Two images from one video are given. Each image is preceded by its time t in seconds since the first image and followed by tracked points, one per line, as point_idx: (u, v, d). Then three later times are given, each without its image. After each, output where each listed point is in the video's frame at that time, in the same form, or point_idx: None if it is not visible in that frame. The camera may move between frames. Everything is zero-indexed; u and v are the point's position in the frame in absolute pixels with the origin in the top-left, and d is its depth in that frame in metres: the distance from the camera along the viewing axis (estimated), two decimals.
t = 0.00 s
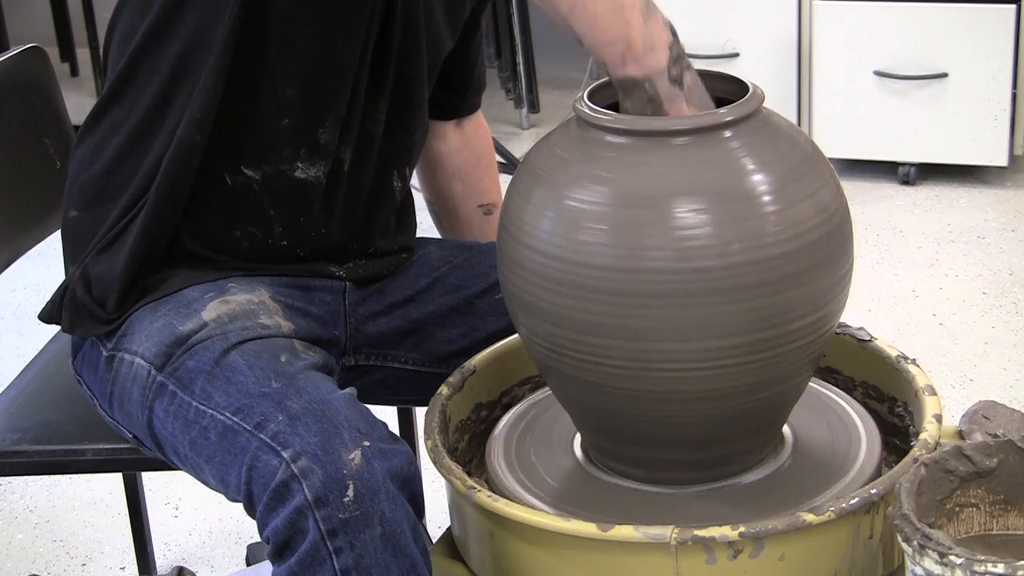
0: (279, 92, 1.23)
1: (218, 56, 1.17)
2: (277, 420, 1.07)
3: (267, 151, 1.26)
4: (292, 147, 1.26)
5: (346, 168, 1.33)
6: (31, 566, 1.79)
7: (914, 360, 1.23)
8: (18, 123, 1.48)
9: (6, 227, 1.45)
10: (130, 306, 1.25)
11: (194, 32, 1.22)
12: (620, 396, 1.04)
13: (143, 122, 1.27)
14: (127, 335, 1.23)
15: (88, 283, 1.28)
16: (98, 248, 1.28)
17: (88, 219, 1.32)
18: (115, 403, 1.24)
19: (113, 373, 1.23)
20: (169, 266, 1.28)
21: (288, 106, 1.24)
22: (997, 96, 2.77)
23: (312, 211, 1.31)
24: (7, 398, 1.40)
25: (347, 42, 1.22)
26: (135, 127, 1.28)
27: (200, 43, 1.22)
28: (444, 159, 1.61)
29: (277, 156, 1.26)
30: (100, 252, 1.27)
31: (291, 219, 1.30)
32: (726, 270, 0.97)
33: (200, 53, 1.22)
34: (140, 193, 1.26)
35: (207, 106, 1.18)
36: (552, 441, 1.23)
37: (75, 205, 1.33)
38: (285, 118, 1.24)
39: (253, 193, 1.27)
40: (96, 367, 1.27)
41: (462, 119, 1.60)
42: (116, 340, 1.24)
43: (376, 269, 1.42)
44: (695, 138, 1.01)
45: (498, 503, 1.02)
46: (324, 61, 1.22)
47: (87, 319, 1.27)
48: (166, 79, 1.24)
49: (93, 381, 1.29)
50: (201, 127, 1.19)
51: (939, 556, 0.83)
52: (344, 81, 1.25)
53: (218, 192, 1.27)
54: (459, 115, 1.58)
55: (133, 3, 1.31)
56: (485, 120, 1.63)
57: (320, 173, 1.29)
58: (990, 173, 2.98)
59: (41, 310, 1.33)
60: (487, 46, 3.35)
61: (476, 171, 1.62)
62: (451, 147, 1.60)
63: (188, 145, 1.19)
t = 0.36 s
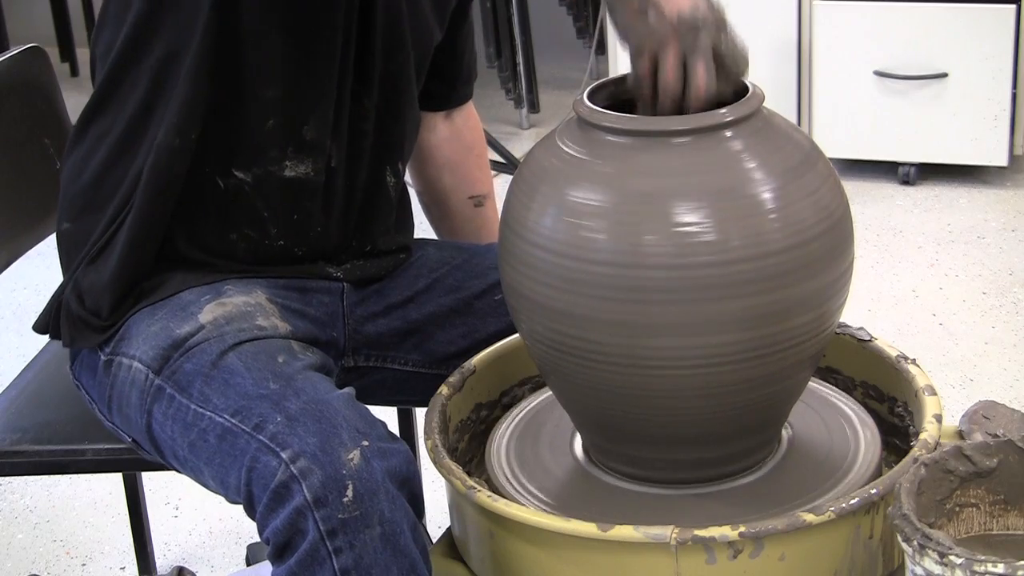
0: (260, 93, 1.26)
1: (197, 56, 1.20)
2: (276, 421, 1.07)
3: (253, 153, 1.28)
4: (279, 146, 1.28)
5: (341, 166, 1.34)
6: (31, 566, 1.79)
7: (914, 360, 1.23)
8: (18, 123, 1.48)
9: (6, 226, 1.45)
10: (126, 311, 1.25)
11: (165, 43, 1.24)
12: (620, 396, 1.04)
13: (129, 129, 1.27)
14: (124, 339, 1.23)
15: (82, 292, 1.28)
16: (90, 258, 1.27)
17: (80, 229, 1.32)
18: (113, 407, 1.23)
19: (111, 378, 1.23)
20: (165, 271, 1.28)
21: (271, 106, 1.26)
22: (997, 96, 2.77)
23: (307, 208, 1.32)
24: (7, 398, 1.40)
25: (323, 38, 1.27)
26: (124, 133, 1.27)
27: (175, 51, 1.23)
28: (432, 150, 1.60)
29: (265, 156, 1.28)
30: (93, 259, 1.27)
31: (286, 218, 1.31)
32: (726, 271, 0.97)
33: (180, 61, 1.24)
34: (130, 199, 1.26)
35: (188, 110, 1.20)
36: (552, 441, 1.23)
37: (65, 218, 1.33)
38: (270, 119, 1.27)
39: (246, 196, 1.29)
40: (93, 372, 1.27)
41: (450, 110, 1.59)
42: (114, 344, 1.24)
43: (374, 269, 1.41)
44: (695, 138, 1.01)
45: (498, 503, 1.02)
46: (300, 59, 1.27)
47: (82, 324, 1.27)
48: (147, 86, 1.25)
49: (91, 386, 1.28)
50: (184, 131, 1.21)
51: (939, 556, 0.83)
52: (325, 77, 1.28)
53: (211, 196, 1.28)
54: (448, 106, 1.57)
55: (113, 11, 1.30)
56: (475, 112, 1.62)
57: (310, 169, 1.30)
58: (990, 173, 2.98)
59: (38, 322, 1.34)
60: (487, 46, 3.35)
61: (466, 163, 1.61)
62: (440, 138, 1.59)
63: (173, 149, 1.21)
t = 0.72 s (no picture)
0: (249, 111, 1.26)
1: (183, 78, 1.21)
2: (276, 421, 1.07)
3: (246, 169, 1.28)
4: (273, 163, 1.29)
5: (339, 178, 1.34)
6: (31, 566, 1.79)
7: (914, 360, 1.23)
8: (17, 123, 1.48)
9: (6, 227, 1.45)
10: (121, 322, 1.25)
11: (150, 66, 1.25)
12: (620, 396, 1.04)
13: (119, 148, 1.28)
14: (123, 343, 1.23)
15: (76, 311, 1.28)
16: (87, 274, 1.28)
17: (76, 245, 1.32)
18: (111, 412, 1.23)
19: (110, 382, 1.23)
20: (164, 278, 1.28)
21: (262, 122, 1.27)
22: (997, 96, 2.77)
23: (305, 220, 1.32)
24: (7, 398, 1.40)
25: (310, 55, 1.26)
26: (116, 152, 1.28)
27: (162, 71, 1.24)
28: (430, 143, 1.60)
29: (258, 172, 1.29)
30: (88, 279, 1.27)
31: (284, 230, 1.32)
32: (726, 271, 0.97)
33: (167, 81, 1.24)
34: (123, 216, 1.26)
35: (178, 133, 1.21)
36: (552, 440, 1.23)
37: (59, 234, 1.33)
38: (261, 137, 1.28)
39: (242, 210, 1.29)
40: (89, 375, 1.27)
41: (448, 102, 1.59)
42: (113, 348, 1.24)
43: (374, 271, 1.41)
44: (695, 137, 1.01)
45: (499, 503, 1.02)
46: (287, 76, 1.26)
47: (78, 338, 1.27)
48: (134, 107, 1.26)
49: (89, 391, 1.28)
50: (174, 153, 1.22)
51: (939, 556, 0.83)
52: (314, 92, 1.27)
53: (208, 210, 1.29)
54: (446, 98, 1.57)
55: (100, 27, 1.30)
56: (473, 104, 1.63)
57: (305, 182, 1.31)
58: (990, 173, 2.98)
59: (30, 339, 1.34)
60: (487, 46, 3.34)
61: (464, 156, 1.61)
62: (437, 130, 1.59)
63: (165, 172, 1.22)
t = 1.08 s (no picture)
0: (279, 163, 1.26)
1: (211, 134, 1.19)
2: (277, 422, 1.07)
3: (273, 217, 1.28)
4: (294, 205, 1.29)
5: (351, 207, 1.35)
6: (31, 566, 1.79)
7: (914, 360, 1.23)
8: (18, 123, 1.48)
9: (7, 226, 1.45)
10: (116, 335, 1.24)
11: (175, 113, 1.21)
12: (619, 396, 1.04)
13: (128, 182, 1.24)
14: (127, 346, 1.22)
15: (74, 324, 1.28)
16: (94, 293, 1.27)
17: (81, 255, 1.30)
18: (114, 415, 1.23)
19: (113, 386, 1.22)
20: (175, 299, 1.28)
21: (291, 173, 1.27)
22: (997, 96, 2.75)
23: (320, 258, 1.36)
24: (7, 398, 1.40)
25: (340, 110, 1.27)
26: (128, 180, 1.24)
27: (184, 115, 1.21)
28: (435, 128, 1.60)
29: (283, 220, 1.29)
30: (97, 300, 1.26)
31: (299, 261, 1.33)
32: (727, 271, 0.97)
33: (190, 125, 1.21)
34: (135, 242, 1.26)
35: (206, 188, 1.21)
36: (552, 440, 1.23)
37: (66, 250, 1.31)
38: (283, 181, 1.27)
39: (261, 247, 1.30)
40: (89, 379, 1.26)
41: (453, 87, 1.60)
42: (118, 352, 1.23)
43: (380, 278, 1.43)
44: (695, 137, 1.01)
45: (499, 504, 1.02)
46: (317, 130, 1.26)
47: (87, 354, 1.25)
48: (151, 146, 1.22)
49: (91, 394, 1.27)
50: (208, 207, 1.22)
51: (939, 556, 0.84)
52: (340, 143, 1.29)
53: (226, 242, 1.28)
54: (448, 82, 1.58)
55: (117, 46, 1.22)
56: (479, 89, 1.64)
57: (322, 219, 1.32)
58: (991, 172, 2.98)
59: (36, 354, 1.33)
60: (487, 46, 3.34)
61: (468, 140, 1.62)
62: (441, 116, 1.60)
63: (194, 222, 1.22)
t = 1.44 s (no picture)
0: (307, 233, 1.21)
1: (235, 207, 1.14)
2: (274, 426, 1.07)
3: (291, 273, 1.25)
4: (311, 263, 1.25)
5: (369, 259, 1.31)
6: (31, 567, 1.79)
7: (914, 360, 1.23)
8: (17, 122, 1.47)
9: (7, 226, 1.45)
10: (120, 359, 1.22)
11: (200, 172, 1.15)
12: (619, 396, 1.04)
13: (144, 222, 1.20)
14: (132, 355, 1.21)
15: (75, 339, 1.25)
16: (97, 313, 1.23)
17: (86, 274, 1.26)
18: (116, 424, 1.22)
19: (116, 396, 1.21)
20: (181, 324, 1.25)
21: (316, 238, 1.23)
22: (997, 96, 2.73)
23: (331, 303, 1.33)
24: (7, 398, 1.40)
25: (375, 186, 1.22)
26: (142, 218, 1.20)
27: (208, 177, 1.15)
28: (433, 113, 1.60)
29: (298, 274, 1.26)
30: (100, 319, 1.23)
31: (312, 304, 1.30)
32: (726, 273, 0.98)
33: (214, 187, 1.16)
34: (147, 269, 1.22)
35: (223, 254, 1.17)
36: (552, 440, 1.23)
37: (72, 265, 1.26)
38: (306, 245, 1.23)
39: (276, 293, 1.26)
40: (94, 388, 1.24)
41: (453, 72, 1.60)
42: (122, 362, 1.21)
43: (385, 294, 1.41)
44: (694, 138, 1.02)
45: (499, 504, 1.02)
46: (349, 204, 1.21)
47: (94, 371, 1.23)
48: (172, 194, 1.17)
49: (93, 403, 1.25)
50: (227, 269, 1.18)
51: (939, 555, 0.87)
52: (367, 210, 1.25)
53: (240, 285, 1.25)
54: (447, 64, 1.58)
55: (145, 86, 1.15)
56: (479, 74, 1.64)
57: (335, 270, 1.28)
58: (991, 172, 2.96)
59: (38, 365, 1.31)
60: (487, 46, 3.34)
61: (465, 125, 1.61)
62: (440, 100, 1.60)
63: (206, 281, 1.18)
